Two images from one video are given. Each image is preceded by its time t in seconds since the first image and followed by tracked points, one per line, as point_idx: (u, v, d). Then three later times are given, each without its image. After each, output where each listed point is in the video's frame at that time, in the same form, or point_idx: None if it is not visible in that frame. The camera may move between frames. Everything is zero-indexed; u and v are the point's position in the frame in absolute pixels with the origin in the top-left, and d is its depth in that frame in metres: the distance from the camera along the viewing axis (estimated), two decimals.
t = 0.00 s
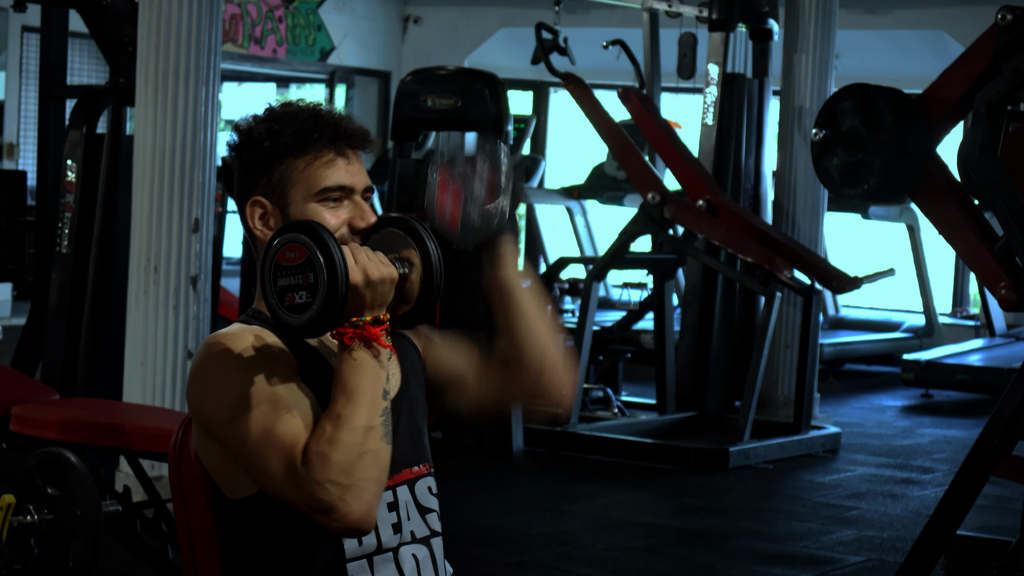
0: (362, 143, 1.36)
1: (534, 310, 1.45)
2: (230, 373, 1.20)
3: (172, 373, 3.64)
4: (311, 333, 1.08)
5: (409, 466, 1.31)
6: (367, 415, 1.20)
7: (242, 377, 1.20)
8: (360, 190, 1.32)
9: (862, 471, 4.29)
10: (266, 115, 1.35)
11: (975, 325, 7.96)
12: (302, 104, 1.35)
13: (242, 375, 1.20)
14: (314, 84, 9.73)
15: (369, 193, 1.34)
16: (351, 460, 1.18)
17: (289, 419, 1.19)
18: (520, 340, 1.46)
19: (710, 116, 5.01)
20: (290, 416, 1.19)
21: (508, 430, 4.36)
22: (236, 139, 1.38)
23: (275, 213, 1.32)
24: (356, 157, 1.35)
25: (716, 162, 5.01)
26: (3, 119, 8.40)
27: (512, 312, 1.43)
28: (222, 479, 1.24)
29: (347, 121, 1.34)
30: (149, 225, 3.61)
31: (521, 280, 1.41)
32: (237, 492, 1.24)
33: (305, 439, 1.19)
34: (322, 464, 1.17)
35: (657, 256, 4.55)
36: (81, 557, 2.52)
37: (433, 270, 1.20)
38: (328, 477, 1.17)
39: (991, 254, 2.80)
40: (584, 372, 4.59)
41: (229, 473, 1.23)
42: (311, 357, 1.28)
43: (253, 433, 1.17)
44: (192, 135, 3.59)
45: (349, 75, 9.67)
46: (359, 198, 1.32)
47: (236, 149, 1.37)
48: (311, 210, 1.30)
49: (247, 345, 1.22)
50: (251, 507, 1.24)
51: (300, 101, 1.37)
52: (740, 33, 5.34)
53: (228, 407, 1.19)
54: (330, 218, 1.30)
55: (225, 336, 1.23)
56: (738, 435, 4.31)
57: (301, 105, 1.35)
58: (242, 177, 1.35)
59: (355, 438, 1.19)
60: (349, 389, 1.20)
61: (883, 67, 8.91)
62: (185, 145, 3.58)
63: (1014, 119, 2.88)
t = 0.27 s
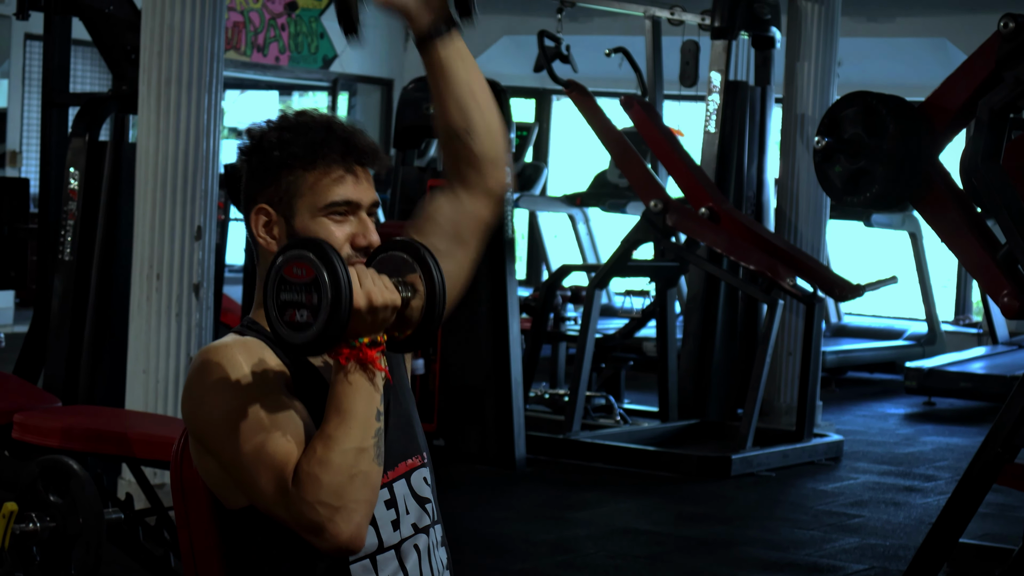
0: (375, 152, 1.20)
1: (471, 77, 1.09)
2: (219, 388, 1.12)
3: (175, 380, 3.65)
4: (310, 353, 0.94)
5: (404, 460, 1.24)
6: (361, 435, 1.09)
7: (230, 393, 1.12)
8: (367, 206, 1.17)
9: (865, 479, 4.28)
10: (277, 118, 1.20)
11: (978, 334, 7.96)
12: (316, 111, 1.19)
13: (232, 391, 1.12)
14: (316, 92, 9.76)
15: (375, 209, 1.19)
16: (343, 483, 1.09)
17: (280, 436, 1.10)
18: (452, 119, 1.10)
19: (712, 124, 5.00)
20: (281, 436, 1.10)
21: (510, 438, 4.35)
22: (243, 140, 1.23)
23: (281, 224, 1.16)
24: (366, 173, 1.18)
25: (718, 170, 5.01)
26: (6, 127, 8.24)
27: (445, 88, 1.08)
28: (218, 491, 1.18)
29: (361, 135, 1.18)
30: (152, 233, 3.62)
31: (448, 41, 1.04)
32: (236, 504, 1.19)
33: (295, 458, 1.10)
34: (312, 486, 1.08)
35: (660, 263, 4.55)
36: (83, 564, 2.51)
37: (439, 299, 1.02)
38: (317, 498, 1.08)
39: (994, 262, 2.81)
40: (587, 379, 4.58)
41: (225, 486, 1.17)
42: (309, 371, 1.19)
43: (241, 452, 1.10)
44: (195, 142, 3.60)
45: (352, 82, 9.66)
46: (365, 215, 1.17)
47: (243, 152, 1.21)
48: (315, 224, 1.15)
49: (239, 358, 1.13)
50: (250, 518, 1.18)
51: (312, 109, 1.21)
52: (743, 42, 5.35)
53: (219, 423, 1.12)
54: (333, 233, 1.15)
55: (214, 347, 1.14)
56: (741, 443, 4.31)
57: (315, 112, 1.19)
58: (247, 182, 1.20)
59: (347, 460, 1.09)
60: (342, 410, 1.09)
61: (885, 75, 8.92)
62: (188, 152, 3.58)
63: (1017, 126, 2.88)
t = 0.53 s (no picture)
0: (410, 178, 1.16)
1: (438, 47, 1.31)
2: (219, 397, 1.11)
3: (176, 388, 3.65)
4: (313, 363, 0.94)
5: (400, 468, 1.23)
6: (360, 448, 1.09)
7: (230, 403, 1.11)
8: (398, 237, 1.13)
9: (867, 486, 4.28)
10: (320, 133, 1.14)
11: (980, 341, 7.96)
12: (362, 134, 1.15)
13: (231, 399, 1.11)
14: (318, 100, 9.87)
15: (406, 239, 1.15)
16: (341, 495, 1.08)
17: (278, 445, 1.09)
18: (423, 76, 1.30)
19: (715, 131, 5.02)
20: (280, 445, 1.10)
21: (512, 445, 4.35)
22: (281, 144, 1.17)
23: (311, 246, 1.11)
24: (403, 206, 1.15)
25: (720, 178, 5.01)
26: (8, 135, 8.18)
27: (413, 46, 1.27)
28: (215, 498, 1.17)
29: (403, 166, 1.14)
30: (153, 241, 3.62)
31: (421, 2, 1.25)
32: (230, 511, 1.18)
33: (295, 469, 1.09)
34: (311, 497, 1.07)
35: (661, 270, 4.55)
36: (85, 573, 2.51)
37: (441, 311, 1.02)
38: (315, 510, 1.07)
39: (996, 269, 2.81)
40: (588, 387, 4.58)
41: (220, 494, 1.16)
42: (310, 383, 1.18)
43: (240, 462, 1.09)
44: (197, 150, 3.60)
45: (354, 90, 9.60)
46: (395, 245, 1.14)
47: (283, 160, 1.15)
48: (343, 247, 1.11)
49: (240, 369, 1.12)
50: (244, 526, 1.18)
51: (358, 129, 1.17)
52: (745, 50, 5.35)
53: (218, 433, 1.11)
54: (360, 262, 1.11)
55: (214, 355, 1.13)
56: (743, 450, 4.30)
57: (362, 135, 1.15)
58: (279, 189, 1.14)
59: (346, 472, 1.08)
60: (342, 420, 1.08)
61: (887, 83, 8.89)
62: (190, 160, 3.59)
63: (1019, 134, 2.87)
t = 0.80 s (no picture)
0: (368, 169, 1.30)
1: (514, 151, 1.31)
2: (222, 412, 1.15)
3: (178, 394, 3.65)
4: (315, 373, 0.97)
5: (406, 490, 1.25)
6: (365, 457, 1.12)
7: (235, 417, 1.15)
8: (364, 217, 1.25)
9: (869, 492, 4.27)
10: (265, 141, 1.29)
11: (982, 347, 7.95)
12: (306, 129, 1.30)
13: (235, 414, 1.15)
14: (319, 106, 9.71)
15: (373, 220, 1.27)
16: (348, 504, 1.11)
17: (283, 457, 1.13)
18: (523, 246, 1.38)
19: (715, 138, 4.99)
20: (284, 458, 1.13)
21: (514, 452, 4.34)
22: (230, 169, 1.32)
23: (279, 243, 1.25)
24: (361, 185, 1.27)
25: (722, 184, 5.00)
26: (10, 141, 8.13)
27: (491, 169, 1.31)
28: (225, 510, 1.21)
29: (353, 148, 1.27)
30: (156, 247, 3.63)
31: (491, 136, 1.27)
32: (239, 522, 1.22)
33: (299, 479, 1.13)
34: (317, 506, 1.10)
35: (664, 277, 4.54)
36: None
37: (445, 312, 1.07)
38: (323, 519, 1.10)
39: (997, 274, 2.81)
40: (590, 393, 4.58)
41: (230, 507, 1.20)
42: (315, 395, 1.22)
43: (246, 473, 1.13)
44: (198, 156, 3.60)
45: (356, 96, 9.60)
46: (363, 226, 1.25)
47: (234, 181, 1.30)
48: (312, 237, 1.23)
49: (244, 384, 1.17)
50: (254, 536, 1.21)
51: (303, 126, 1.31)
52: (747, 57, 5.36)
53: (223, 446, 1.15)
54: (331, 244, 1.23)
55: (217, 369, 1.17)
56: (745, 456, 4.30)
57: (305, 130, 1.30)
58: (242, 206, 1.28)
59: (352, 480, 1.11)
60: (348, 429, 1.12)
61: (889, 89, 8.89)
62: (192, 166, 3.59)
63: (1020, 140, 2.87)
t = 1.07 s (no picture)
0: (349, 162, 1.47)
1: (544, 353, 1.54)
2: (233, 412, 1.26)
3: (179, 399, 3.65)
4: (315, 368, 1.11)
5: (420, 504, 1.42)
6: (371, 456, 1.25)
7: (247, 412, 1.26)
8: (356, 202, 1.41)
9: (870, 497, 4.27)
10: (249, 148, 1.44)
11: (983, 352, 7.95)
12: (282, 134, 1.44)
13: (244, 414, 1.25)
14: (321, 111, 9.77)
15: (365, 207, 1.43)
16: (353, 503, 1.23)
17: (290, 457, 1.24)
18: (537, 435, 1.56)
19: (716, 143, 5.02)
20: (292, 459, 1.24)
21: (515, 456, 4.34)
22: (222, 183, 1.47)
23: (277, 240, 1.40)
24: (346, 172, 1.45)
25: (722, 191, 4.98)
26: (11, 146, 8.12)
27: (522, 365, 1.53)
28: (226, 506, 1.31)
29: (332, 141, 1.44)
30: (156, 252, 3.63)
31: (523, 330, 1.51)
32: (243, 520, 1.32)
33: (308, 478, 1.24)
34: (323, 506, 1.22)
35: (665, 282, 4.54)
36: None
37: (443, 310, 1.30)
38: (329, 519, 1.22)
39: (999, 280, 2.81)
40: (591, 398, 4.57)
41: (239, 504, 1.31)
42: (319, 395, 1.35)
43: (254, 470, 1.23)
44: (199, 161, 3.61)
45: (357, 101, 9.72)
46: (356, 210, 1.41)
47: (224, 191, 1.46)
48: (311, 228, 1.39)
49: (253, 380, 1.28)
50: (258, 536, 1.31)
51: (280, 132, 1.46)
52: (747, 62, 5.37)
53: (230, 443, 1.25)
54: (330, 232, 1.39)
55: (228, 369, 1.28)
56: (746, 461, 4.30)
57: (282, 135, 1.44)
58: (236, 214, 1.44)
59: (358, 481, 1.24)
60: (355, 430, 1.26)
61: (890, 94, 8.89)
62: (193, 172, 3.60)
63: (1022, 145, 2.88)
